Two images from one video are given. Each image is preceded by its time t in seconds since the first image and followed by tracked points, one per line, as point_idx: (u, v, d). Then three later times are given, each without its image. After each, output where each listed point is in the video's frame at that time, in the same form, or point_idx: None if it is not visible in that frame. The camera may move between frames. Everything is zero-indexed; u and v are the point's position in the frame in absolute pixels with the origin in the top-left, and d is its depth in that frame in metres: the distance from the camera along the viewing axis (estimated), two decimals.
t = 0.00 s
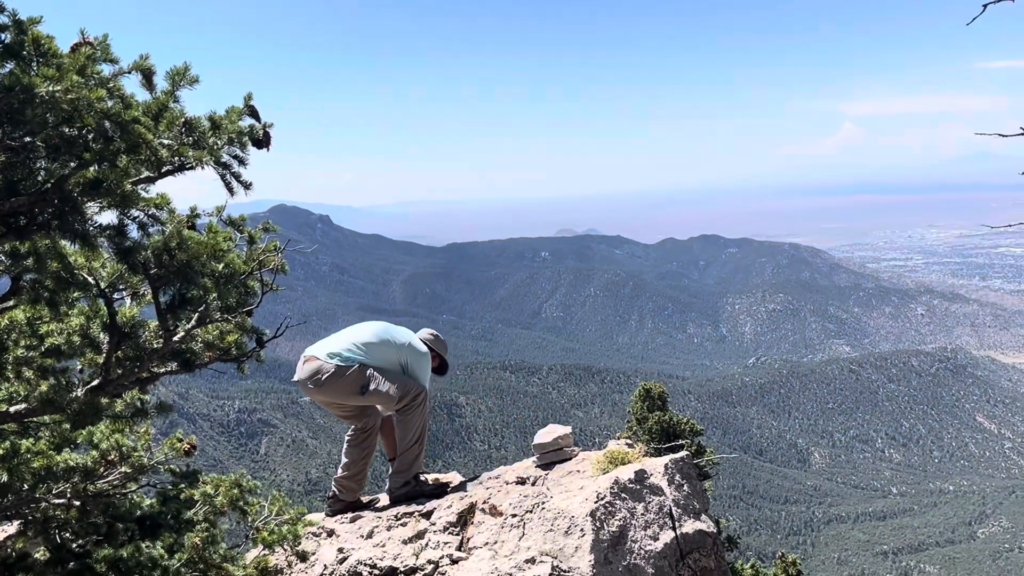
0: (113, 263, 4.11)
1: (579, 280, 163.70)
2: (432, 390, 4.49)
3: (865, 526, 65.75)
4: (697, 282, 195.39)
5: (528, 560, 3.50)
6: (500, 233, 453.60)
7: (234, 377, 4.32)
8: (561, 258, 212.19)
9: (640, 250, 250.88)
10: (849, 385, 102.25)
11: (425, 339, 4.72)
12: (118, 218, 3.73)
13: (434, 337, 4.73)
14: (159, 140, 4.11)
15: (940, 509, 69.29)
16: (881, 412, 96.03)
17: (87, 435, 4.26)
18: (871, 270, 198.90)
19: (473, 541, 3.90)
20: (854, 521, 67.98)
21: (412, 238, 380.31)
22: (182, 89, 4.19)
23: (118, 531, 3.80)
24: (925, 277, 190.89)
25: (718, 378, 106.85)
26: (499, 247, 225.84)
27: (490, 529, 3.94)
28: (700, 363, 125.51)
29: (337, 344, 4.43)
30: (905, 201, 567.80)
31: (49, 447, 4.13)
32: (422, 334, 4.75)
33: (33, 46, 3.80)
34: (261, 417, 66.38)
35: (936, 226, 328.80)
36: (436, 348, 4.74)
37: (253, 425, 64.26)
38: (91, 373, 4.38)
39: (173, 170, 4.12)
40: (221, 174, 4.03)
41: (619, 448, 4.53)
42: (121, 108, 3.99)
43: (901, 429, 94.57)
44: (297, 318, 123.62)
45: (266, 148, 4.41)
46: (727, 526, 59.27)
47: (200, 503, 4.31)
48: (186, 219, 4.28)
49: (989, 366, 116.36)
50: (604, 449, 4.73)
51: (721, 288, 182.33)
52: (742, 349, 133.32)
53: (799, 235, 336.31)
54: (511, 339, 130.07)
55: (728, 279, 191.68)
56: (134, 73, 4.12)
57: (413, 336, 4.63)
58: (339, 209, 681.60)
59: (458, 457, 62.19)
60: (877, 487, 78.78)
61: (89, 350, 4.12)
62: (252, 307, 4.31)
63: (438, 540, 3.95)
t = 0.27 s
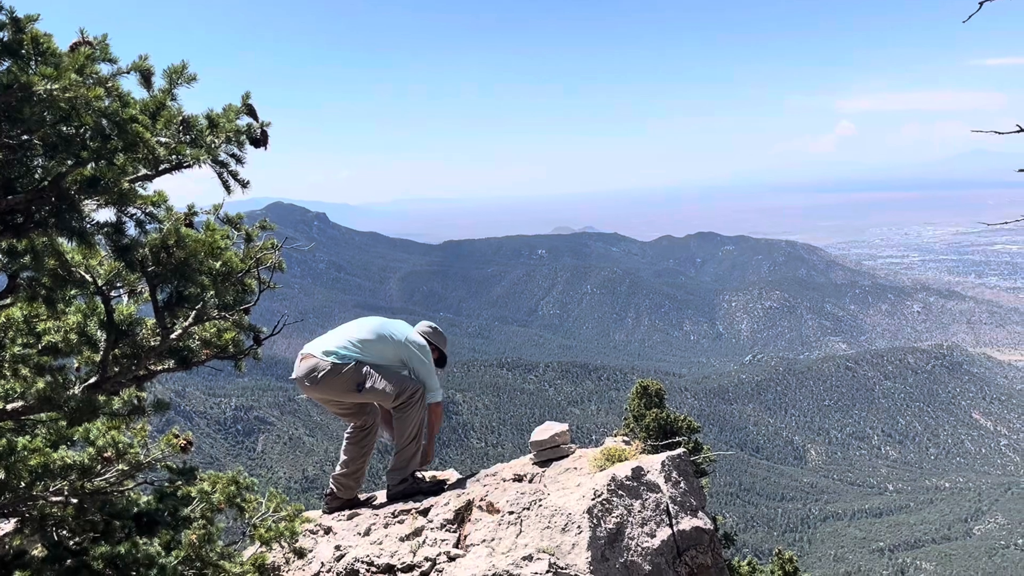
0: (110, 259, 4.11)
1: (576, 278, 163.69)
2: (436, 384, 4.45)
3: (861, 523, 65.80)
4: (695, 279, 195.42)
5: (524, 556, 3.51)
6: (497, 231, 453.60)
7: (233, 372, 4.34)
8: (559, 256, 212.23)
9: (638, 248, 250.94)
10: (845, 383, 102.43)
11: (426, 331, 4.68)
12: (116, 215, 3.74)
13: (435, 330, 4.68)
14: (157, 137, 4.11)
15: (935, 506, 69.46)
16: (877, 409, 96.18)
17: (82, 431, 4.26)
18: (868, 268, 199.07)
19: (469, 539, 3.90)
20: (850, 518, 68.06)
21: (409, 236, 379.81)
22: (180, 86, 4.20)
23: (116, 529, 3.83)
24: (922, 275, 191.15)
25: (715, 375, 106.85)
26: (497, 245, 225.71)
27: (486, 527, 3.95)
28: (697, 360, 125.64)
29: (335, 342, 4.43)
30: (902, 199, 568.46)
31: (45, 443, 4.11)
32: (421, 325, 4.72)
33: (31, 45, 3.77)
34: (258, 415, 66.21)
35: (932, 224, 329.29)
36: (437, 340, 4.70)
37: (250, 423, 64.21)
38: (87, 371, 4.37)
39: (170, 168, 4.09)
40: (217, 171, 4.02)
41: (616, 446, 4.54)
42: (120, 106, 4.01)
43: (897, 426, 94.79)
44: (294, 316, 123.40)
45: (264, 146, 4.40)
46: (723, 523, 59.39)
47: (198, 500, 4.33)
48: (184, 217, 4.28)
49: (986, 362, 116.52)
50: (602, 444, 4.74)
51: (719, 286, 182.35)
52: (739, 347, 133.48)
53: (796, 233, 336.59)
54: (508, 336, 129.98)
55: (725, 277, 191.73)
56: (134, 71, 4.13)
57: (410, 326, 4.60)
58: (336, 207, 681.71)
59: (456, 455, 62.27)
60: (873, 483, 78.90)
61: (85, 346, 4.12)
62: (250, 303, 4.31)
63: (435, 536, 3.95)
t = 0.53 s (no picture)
0: (107, 257, 4.09)
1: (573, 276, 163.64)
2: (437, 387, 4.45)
3: (858, 520, 65.91)
4: (692, 277, 195.45)
5: (523, 555, 3.49)
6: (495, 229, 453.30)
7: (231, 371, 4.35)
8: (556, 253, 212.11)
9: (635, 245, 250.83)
10: (843, 380, 102.53)
11: (427, 336, 4.66)
12: (114, 211, 3.72)
13: (437, 336, 4.65)
14: (154, 135, 4.10)
15: (932, 503, 69.60)
16: (874, 406, 96.31)
17: (80, 430, 4.24)
18: (865, 265, 199.27)
19: (468, 537, 3.90)
20: (847, 515, 68.20)
21: (406, 234, 379.49)
22: (177, 84, 4.19)
23: (114, 526, 3.84)
24: (919, 273, 191.40)
25: (712, 373, 106.85)
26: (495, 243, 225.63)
27: (485, 524, 3.95)
28: (695, 358, 125.70)
29: (336, 342, 4.43)
30: (900, 196, 568.88)
31: (44, 442, 4.10)
32: (423, 331, 4.70)
33: (27, 42, 3.75)
34: (255, 413, 66.13)
35: (929, 221, 329.65)
36: (438, 348, 4.68)
37: (248, 421, 64.15)
38: (82, 369, 4.36)
39: (166, 166, 4.07)
40: (215, 169, 4.02)
41: (613, 443, 4.55)
42: (115, 103, 4.01)
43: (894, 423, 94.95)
44: (292, 315, 123.22)
45: (262, 144, 4.38)
46: (720, 521, 59.48)
47: (195, 498, 4.34)
48: (180, 215, 4.28)
49: (984, 359, 116.75)
50: (600, 442, 4.75)
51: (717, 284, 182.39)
52: (736, 345, 133.59)
53: (793, 231, 336.82)
54: (506, 335, 129.98)
55: (723, 275, 191.76)
56: (130, 67, 4.12)
57: (412, 330, 4.59)
58: (334, 205, 681.62)
59: (453, 452, 62.29)
60: (870, 480, 79.05)
61: (83, 344, 4.11)
62: (248, 303, 4.32)
63: (433, 536, 3.94)
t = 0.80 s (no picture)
0: (105, 257, 4.09)
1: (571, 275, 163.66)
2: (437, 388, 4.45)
3: (856, 518, 65.95)
4: (690, 276, 195.47)
5: (521, 554, 3.50)
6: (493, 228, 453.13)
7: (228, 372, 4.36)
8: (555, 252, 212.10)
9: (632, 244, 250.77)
10: (841, 378, 102.51)
11: (428, 338, 4.62)
12: (111, 211, 3.71)
13: (439, 339, 4.61)
14: (151, 134, 4.10)
15: (930, 501, 69.69)
16: (871, 404, 96.44)
17: (78, 430, 4.21)
18: (863, 264, 199.40)
19: (466, 535, 3.92)
20: (845, 513, 68.31)
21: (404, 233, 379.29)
22: (174, 84, 4.19)
23: (111, 526, 3.82)
24: (917, 271, 191.63)
25: (710, 371, 106.86)
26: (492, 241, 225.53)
27: (483, 523, 3.96)
28: (693, 357, 125.81)
29: (340, 341, 4.43)
30: (897, 194, 569.55)
31: (40, 442, 4.06)
32: (425, 335, 4.68)
33: (25, 41, 3.75)
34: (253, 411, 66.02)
35: (927, 219, 330.08)
36: (440, 352, 4.64)
37: (245, 420, 64.08)
38: (80, 369, 4.37)
39: (164, 165, 4.09)
40: (213, 168, 4.02)
41: (612, 442, 4.55)
42: (114, 101, 4.00)
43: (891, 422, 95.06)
44: (290, 314, 123.11)
45: (260, 143, 4.39)
46: (718, 519, 59.50)
47: (192, 498, 4.34)
48: (178, 214, 4.27)
49: (981, 358, 116.89)
50: (597, 442, 4.75)
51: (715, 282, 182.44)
52: (734, 343, 133.68)
53: (791, 230, 337.04)
54: (505, 334, 129.94)
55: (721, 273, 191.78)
56: (128, 67, 4.11)
57: (409, 333, 4.58)
58: (332, 204, 681.47)
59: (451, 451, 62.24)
60: (868, 478, 79.15)
61: (80, 344, 4.11)
62: (246, 303, 4.32)
63: (432, 534, 3.95)
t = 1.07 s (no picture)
0: (103, 256, 4.08)
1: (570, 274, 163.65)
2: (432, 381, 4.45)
3: (855, 517, 66.00)
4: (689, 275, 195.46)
5: (520, 552, 3.50)
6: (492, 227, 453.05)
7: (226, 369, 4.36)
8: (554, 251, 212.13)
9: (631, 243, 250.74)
10: (839, 377, 102.56)
11: (426, 330, 4.62)
12: (108, 210, 3.70)
13: (438, 330, 4.61)
14: (149, 132, 4.09)
15: (929, 500, 69.78)
16: (870, 403, 96.48)
17: (76, 429, 4.19)
18: (862, 262, 199.39)
19: (465, 535, 3.90)
20: (844, 512, 68.37)
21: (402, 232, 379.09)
22: (171, 81, 4.18)
23: (110, 524, 3.81)
24: (916, 270, 191.69)
25: (708, 370, 106.89)
26: (491, 240, 225.51)
27: (482, 522, 3.95)
28: (693, 356, 125.84)
29: (336, 334, 4.42)
30: (895, 193, 569.76)
31: (38, 441, 4.04)
32: (425, 326, 4.67)
33: (20, 39, 3.75)
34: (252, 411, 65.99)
35: (926, 218, 330.22)
36: (440, 342, 4.63)
37: (244, 419, 64.06)
38: (78, 368, 4.38)
39: (162, 162, 4.09)
40: (210, 167, 4.02)
41: (611, 441, 4.56)
42: (111, 100, 4.00)
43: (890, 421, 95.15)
44: (288, 313, 123.03)
45: (257, 142, 4.39)
46: (716, 518, 59.59)
47: (190, 497, 4.34)
48: (175, 213, 4.28)
49: (980, 357, 116.96)
50: (597, 441, 4.75)
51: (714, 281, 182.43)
52: (733, 342, 133.76)
53: (790, 229, 337.15)
54: (504, 333, 129.93)
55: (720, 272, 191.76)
56: (124, 65, 4.11)
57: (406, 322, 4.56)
58: (331, 204, 681.38)
59: (450, 450, 62.20)
60: (867, 477, 79.22)
61: (78, 343, 4.10)
62: (244, 301, 4.33)
63: (431, 533, 3.94)
